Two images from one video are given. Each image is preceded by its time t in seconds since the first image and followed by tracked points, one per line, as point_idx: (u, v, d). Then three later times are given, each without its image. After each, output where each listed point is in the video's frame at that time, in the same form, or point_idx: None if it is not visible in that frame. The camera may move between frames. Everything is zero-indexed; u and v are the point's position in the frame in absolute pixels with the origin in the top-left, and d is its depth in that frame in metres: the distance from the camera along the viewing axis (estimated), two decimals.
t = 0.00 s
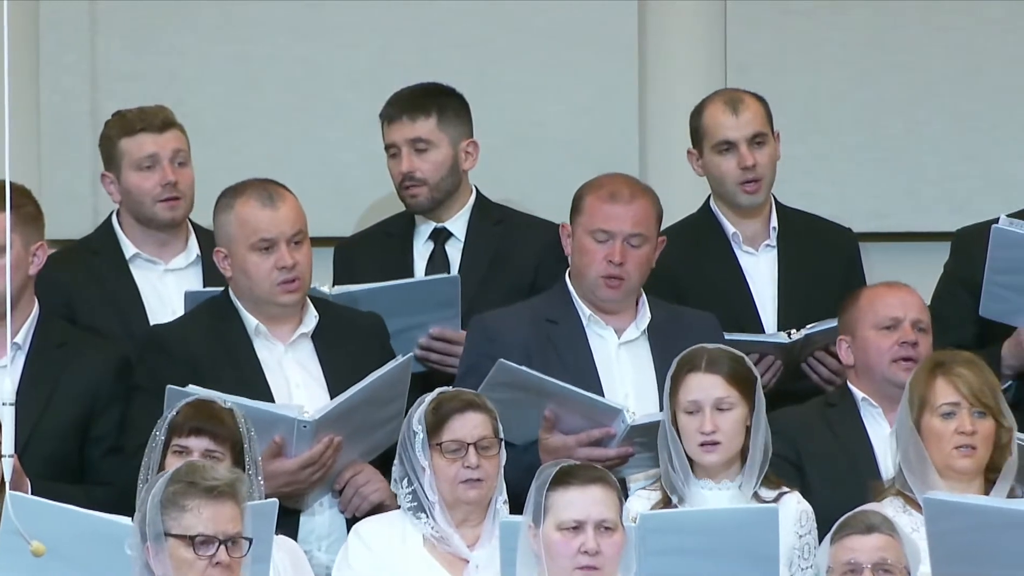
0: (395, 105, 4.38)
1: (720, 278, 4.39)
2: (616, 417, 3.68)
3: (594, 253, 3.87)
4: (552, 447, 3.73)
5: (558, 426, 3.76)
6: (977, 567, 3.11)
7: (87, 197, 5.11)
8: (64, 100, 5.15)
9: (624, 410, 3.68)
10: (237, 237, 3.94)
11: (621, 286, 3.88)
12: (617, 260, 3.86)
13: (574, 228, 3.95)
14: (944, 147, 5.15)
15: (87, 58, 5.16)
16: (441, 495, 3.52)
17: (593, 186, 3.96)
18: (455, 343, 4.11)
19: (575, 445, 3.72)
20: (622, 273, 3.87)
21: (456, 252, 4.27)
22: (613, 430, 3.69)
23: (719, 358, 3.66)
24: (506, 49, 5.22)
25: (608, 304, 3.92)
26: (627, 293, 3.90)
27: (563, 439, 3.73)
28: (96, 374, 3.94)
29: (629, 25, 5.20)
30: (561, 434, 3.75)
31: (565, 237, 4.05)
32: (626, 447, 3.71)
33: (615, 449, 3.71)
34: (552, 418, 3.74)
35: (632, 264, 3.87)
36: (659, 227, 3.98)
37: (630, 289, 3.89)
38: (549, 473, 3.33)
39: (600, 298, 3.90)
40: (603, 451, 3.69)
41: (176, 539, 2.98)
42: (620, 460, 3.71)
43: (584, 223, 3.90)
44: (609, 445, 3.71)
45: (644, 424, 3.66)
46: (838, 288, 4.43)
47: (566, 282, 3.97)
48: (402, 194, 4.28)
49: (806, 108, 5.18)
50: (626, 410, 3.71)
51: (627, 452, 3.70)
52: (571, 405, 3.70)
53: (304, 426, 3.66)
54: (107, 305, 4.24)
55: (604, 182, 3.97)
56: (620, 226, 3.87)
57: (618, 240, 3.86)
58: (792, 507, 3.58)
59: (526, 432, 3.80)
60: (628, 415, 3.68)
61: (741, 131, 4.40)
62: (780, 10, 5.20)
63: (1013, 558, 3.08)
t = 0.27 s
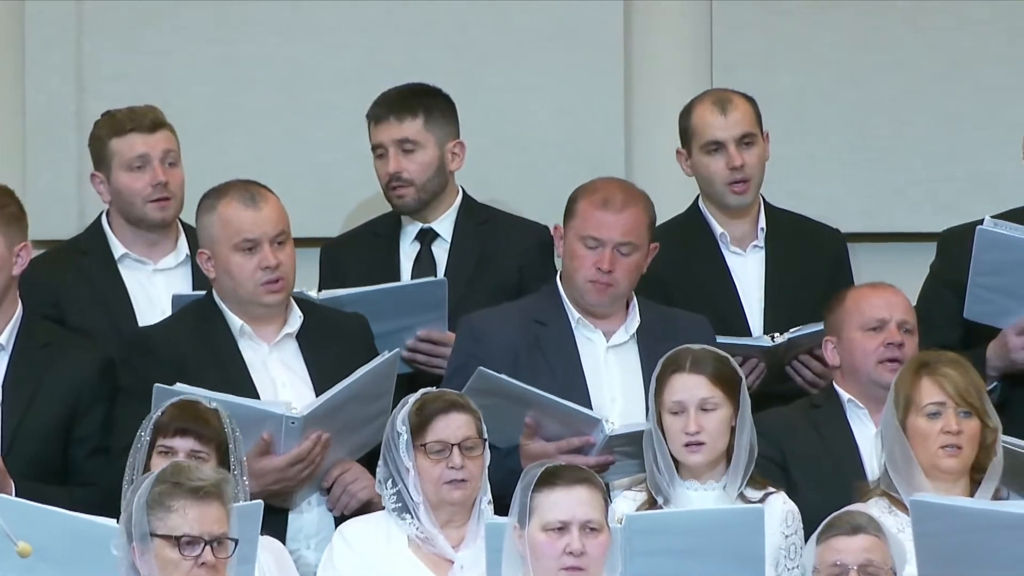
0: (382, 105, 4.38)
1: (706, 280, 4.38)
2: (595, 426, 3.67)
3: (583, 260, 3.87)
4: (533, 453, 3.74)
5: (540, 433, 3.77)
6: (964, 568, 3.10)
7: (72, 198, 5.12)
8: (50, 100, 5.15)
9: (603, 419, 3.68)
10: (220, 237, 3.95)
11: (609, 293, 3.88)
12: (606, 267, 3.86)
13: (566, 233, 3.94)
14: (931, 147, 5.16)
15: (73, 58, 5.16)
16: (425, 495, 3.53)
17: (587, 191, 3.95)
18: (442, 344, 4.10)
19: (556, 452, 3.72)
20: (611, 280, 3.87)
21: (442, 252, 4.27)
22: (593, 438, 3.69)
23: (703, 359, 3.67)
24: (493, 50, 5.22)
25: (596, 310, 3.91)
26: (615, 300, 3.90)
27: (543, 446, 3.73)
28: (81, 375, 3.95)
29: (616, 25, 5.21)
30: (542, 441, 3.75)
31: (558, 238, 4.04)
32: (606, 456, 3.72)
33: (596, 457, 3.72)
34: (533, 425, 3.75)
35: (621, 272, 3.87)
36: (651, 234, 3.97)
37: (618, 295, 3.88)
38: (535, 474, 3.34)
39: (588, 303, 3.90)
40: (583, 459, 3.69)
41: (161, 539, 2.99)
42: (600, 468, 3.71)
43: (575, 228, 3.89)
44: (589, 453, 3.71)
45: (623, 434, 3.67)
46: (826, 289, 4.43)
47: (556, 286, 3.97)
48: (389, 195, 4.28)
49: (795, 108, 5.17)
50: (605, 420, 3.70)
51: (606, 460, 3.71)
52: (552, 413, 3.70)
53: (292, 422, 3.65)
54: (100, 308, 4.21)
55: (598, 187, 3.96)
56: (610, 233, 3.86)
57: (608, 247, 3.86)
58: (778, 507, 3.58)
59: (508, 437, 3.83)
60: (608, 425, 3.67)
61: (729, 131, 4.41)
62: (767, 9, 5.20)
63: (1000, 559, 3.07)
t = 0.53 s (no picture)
0: (372, 105, 4.38)
1: (698, 278, 4.39)
2: (579, 428, 3.69)
3: (574, 261, 3.86)
4: (518, 454, 3.77)
5: (524, 434, 3.79)
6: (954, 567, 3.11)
7: (62, 198, 5.12)
8: (39, 100, 5.15)
9: (586, 421, 3.69)
10: (210, 237, 3.95)
11: (600, 295, 3.87)
12: (597, 268, 3.85)
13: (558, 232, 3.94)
14: (921, 147, 5.16)
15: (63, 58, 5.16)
16: (415, 494, 3.53)
17: (582, 191, 3.94)
18: (433, 344, 4.10)
19: (539, 453, 3.75)
20: (601, 282, 3.86)
21: (433, 252, 4.27)
22: (576, 441, 3.70)
23: (694, 358, 3.67)
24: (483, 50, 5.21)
25: (587, 310, 3.91)
26: (606, 301, 3.89)
27: (528, 447, 3.76)
28: (70, 374, 3.95)
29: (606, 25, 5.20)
30: (527, 442, 3.78)
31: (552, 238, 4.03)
32: (590, 459, 3.73)
33: (579, 459, 3.72)
34: (518, 426, 3.77)
35: (612, 273, 3.86)
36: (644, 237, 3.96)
37: (609, 297, 3.88)
38: (524, 474, 3.34)
39: (578, 304, 3.90)
40: (566, 460, 3.70)
41: (150, 539, 3.04)
42: (585, 470, 3.72)
43: (567, 229, 3.89)
44: (573, 455, 3.72)
45: (607, 436, 3.68)
46: (819, 289, 4.42)
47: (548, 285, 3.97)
48: (380, 195, 4.28)
49: (784, 109, 5.18)
50: (590, 422, 3.71)
51: (591, 463, 3.72)
52: (536, 415, 3.72)
53: (283, 420, 3.63)
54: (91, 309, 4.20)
55: (591, 188, 3.95)
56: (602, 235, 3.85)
57: (599, 249, 3.85)
58: (766, 508, 3.58)
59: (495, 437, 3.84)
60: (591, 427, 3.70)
61: (721, 131, 4.41)
62: (757, 9, 5.20)
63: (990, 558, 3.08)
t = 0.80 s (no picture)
0: (362, 106, 4.38)
1: (689, 278, 4.39)
2: (568, 426, 3.71)
3: (565, 259, 3.87)
4: (507, 453, 3.78)
5: (512, 432, 3.81)
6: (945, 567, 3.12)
7: (52, 199, 5.12)
8: (29, 100, 5.15)
9: (576, 420, 3.71)
10: (204, 237, 3.95)
11: (591, 294, 3.88)
12: (587, 267, 3.86)
13: (549, 232, 3.95)
14: (911, 147, 5.17)
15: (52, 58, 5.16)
16: (404, 494, 3.58)
17: (573, 191, 3.96)
18: (423, 344, 4.11)
19: (529, 451, 3.76)
20: (592, 281, 3.87)
21: (424, 252, 4.27)
22: (566, 438, 3.72)
23: (687, 358, 3.68)
24: (473, 50, 5.21)
25: (577, 310, 3.91)
26: (597, 301, 3.90)
27: (517, 445, 3.78)
28: (60, 374, 3.95)
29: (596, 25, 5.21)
30: (516, 440, 3.80)
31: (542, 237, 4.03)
32: (579, 455, 3.75)
33: (568, 457, 3.74)
34: (507, 423, 3.79)
35: (603, 273, 3.87)
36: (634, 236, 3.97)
37: (600, 296, 3.88)
38: (513, 474, 3.34)
39: (568, 303, 3.90)
40: (556, 459, 3.72)
41: (141, 539, 3.09)
42: (573, 468, 3.75)
43: (558, 228, 3.90)
44: (562, 453, 3.74)
45: (596, 435, 3.70)
46: (811, 289, 4.42)
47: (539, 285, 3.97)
48: (371, 195, 4.28)
49: (774, 109, 5.19)
50: (579, 421, 3.73)
51: (580, 460, 3.74)
52: (526, 412, 3.74)
53: (273, 425, 3.65)
54: (82, 310, 4.20)
55: (582, 188, 3.96)
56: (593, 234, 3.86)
57: (590, 247, 3.86)
58: (755, 507, 3.58)
59: (485, 435, 3.85)
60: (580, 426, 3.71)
61: (712, 131, 4.41)
62: (747, 9, 5.20)
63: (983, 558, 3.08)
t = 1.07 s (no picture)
0: (350, 107, 4.38)
1: (678, 279, 4.39)
2: (557, 425, 3.69)
3: (553, 257, 3.88)
4: (497, 452, 3.78)
5: (502, 430, 3.81)
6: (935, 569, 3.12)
7: (38, 199, 5.11)
8: (16, 100, 5.14)
9: (566, 418, 3.69)
10: (194, 235, 3.96)
11: (578, 292, 3.89)
12: (575, 265, 3.87)
13: (536, 231, 3.96)
14: (900, 147, 5.17)
15: (39, 58, 5.15)
16: (392, 494, 3.59)
17: (560, 189, 3.98)
18: (412, 346, 4.12)
19: (518, 449, 3.76)
20: (579, 279, 3.88)
21: (412, 253, 4.28)
22: (555, 437, 3.72)
23: (677, 358, 3.69)
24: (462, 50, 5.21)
25: (565, 309, 3.92)
26: (584, 300, 3.90)
27: (507, 443, 3.77)
28: (48, 375, 3.95)
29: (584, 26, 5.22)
30: (506, 438, 3.79)
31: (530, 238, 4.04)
32: (568, 454, 3.77)
33: (558, 455, 3.76)
34: (497, 422, 3.78)
35: (590, 270, 3.88)
36: (621, 234, 3.99)
37: (587, 295, 3.89)
38: (501, 474, 3.36)
39: (556, 302, 3.91)
40: (546, 457, 3.74)
41: (129, 540, 3.08)
42: (563, 465, 3.76)
43: (546, 226, 3.91)
44: (551, 452, 3.76)
45: (586, 433, 3.70)
46: (801, 289, 4.42)
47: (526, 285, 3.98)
48: (360, 196, 4.28)
49: (763, 109, 5.19)
50: (569, 419, 3.72)
51: (569, 459, 3.76)
52: (516, 410, 3.73)
53: (263, 428, 3.65)
54: (71, 311, 4.20)
55: (568, 186, 3.98)
56: (581, 231, 3.88)
57: (577, 245, 3.88)
58: (744, 506, 3.61)
59: (474, 433, 3.86)
60: (570, 424, 3.69)
61: (706, 129, 4.42)
62: (736, 9, 5.21)
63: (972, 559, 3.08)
